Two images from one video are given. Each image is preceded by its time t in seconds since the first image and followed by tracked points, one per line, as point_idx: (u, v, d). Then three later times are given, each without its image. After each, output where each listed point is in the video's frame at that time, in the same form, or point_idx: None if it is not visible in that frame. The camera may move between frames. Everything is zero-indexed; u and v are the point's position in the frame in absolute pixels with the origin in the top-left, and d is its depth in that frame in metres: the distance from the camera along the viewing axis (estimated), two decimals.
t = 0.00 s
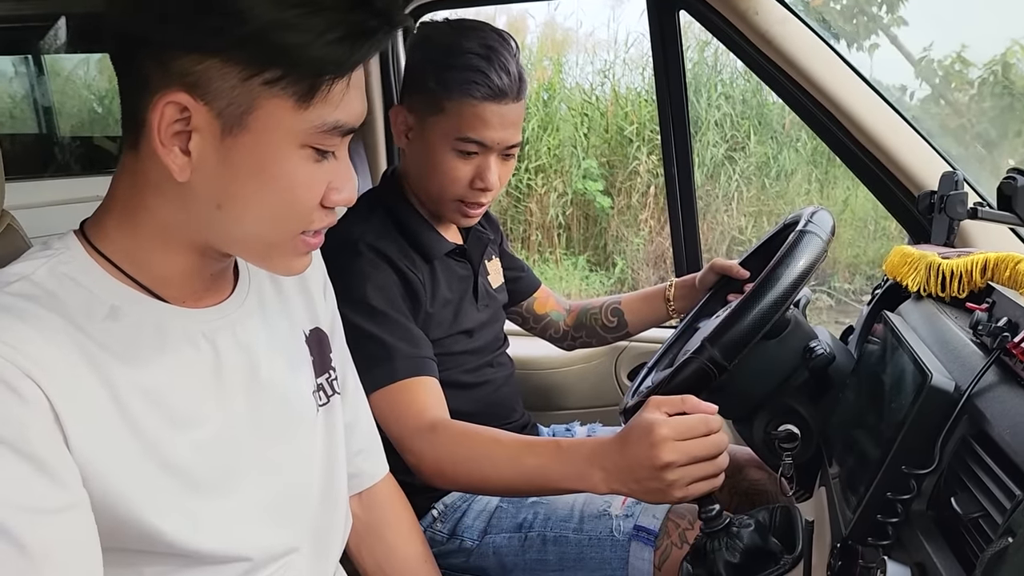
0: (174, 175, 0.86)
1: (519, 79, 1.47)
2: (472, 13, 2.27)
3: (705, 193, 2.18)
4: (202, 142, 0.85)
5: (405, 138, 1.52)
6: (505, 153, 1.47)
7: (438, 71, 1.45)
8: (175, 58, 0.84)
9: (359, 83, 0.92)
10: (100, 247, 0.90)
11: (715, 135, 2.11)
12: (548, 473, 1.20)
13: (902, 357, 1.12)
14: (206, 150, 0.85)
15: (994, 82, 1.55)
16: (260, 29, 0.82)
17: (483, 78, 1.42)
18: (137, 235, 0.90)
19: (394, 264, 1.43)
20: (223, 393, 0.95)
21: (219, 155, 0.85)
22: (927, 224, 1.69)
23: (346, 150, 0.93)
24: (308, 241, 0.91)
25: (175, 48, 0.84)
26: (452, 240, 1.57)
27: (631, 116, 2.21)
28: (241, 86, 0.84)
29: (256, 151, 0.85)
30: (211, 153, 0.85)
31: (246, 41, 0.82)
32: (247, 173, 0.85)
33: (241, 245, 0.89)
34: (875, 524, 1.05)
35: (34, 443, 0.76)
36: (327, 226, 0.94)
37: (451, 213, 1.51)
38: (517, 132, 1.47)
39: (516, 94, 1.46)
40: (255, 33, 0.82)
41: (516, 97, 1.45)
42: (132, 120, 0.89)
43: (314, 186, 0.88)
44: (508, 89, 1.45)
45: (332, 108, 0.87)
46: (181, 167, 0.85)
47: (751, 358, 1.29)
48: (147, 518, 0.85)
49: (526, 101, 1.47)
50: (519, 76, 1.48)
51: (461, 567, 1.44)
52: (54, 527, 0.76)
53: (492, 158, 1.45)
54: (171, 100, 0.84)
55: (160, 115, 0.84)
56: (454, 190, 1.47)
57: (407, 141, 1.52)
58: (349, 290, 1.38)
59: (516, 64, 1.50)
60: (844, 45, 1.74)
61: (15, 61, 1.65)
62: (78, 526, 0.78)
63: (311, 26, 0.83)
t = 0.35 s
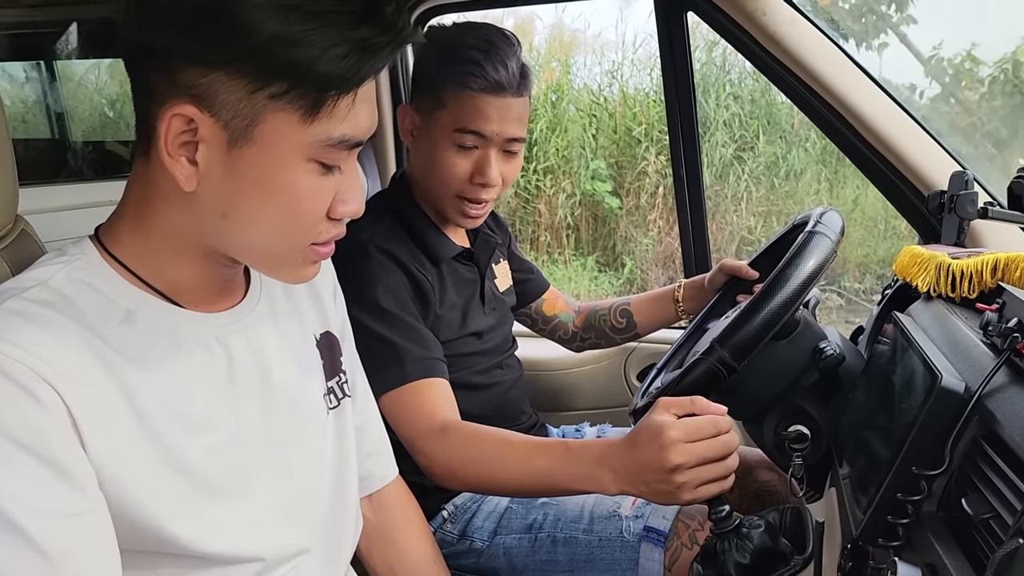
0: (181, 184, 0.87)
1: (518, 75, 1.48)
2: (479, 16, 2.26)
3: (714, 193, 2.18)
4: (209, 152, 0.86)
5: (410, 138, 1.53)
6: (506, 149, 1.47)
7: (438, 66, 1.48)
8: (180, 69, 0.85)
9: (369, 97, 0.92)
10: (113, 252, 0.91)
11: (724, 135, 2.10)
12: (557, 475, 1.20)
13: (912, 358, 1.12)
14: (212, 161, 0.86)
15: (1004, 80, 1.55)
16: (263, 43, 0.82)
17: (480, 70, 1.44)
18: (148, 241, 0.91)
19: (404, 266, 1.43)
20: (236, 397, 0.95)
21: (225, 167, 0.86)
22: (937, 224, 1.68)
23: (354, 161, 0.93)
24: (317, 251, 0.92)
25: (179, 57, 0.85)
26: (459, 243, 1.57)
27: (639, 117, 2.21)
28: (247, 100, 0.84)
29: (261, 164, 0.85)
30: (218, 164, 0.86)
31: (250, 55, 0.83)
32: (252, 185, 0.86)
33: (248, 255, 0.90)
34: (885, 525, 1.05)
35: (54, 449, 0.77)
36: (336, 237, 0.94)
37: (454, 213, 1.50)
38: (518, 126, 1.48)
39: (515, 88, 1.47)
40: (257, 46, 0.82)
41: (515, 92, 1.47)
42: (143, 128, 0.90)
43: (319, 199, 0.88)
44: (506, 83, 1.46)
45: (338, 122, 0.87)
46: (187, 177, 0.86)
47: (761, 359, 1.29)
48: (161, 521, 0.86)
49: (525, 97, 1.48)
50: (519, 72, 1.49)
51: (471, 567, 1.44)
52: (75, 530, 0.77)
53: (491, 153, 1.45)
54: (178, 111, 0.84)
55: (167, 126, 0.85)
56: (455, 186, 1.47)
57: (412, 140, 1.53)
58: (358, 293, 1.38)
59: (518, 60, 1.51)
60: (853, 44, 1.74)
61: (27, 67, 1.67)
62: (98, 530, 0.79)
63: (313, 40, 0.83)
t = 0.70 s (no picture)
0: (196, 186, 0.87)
1: (512, 67, 1.49)
2: (490, 15, 2.23)
3: (728, 191, 2.17)
4: (224, 154, 0.86)
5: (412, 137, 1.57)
6: (499, 139, 1.49)
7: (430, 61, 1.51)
8: (197, 70, 0.85)
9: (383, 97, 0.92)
10: (130, 252, 0.91)
11: (738, 133, 2.10)
12: (572, 476, 1.20)
13: (930, 357, 1.11)
14: (227, 163, 0.86)
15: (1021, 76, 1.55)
16: (276, 46, 0.82)
17: (468, 62, 1.46)
18: (164, 241, 0.92)
19: (418, 266, 1.43)
20: (255, 394, 0.95)
21: (240, 169, 0.86)
22: (955, 222, 1.66)
23: (368, 162, 0.93)
24: (331, 253, 0.92)
25: (194, 59, 0.85)
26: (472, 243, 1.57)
27: (652, 116, 2.20)
28: (261, 102, 0.84)
29: (276, 166, 0.86)
30: (233, 166, 0.86)
31: (264, 58, 0.83)
32: (267, 187, 0.86)
33: (261, 256, 0.90)
34: (904, 526, 1.04)
35: (72, 449, 0.77)
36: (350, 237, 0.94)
37: (452, 206, 1.51)
38: (512, 116, 1.49)
39: (506, 80, 1.48)
40: (271, 49, 0.82)
41: (507, 83, 1.48)
42: (160, 129, 0.90)
43: (333, 200, 0.88)
44: (497, 75, 1.47)
45: (352, 124, 0.88)
46: (202, 179, 0.86)
47: (777, 359, 1.29)
48: (178, 522, 0.86)
49: (518, 87, 1.49)
50: (513, 64, 1.50)
51: (486, 568, 1.44)
52: (96, 529, 0.78)
53: (483, 145, 1.47)
54: (193, 113, 0.84)
55: (182, 129, 0.85)
56: (450, 179, 1.49)
57: (413, 138, 1.57)
58: (373, 293, 1.38)
59: (512, 53, 1.52)
60: (868, 41, 1.72)
61: (41, 68, 1.67)
62: (115, 531, 0.79)
63: (328, 42, 0.83)
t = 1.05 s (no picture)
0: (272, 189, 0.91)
1: (521, 66, 1.49)
2: (499, 15, 2.22)
3: (737, 191, 2.16)
4: (306, 157, 0.90)
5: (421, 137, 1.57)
6: (509, 139, 1.49)
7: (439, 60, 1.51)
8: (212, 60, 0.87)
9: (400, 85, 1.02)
10: (144, 255, 0.92)
11: (747, 133, 2.10)
12: (580, 476, 1.20)
13: (940, 356, 1.10)
14: (308, 164, 0.90)
15: None
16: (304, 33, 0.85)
17: (477, 62, 1.46)
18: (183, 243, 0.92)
19: (428, 266, 1.44)
20: (264, 392, 0.96)
21: (323, 168, 0.91)
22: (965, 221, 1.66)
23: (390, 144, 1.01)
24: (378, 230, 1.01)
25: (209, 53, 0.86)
26: (482, 242, 1.57)
27: (661, 115, 2.21)
28: (343, 102, 0.90)
29: (351, 161, 0.92)
30: (315, 166, 0.90)
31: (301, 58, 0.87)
32: (348, 181, 0.92)
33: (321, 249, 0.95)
34: (914, 525, 1.04)
35: (80, 443, 0.78)
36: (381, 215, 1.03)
37: (464, 205, 1.52)
38: (521, 115, 1.49)
39: (515, 79, 1.48)
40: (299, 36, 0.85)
41: (517, 82, 1.48)
42: (177, 127, 0.92)
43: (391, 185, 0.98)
44: (506, 74, 1.47)
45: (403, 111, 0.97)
46: (286, 182, 0.90)
47: (786, 359, 1.28)
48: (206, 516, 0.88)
49: (527, 87, 1.49)
50: (522, 63, 1.50)
51: (495, 567, 1.44)
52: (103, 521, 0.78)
53: (492, 143, 1.48)
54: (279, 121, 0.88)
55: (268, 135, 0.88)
56: (460, 177, 1.49)
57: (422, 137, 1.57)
58: (383, 292, 1.39)
59: (522, 52, 1.52)
60: (878, 40, 1.71)
61: (52, 69, 1.69)
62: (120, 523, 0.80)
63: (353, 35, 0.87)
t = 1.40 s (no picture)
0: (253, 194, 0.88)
1: (521, 65, 1.49)
2: (502, 15, 2.24)
3: (740, 191, 2.17)
4: (287, 165, 0.87)
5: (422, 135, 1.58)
6: (510, 139, 1.49)
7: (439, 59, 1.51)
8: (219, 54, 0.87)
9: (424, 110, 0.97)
10: (145, 254, 0.92)
11: (750, 133, 2.10)
12: (582, 477, 1.21)
13: (942, 358, 1.10)
14: (287, 173, 0.87)
15: None
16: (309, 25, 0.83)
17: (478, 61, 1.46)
18: (186, 243, 0.93)
19: (430, 267, 1.44)
20: (262, 393, 0.96)
21: (301, 180, 0.87)
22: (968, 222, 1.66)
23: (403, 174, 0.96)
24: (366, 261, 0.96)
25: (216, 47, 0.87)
26: (484, 243, 1.57)
27: (664, 115, 2.21)
28: (332, 115, 0.86)
29: (334, 177, 0.88)
30: (293, 177, 0.87)
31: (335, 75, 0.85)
32: (325, 199, 0.88)
33: (295, 267, 0.91)
34: (916, 527, 1.04)
35: (86, 443, 0.78)
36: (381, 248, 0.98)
37: (464, 205, 1.52)
38: (522, 115, 1.50)
39: (516, 79, 1.48)
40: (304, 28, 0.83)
41: (518, 82, 1.49)
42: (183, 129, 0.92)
43: (382, 211, 0.92)
44: (506, 73, 1.47)
45: (409, 135, 0.92)
46: (262, 187, 0.87)
47: (788, 360, 1.29)
48: (189, 518, 0.87)
49: (528, 87, 1.50)
50: (522, 62, 1.50)
51: (497, 568, 1.44)
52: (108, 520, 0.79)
53: (493, 143, 1.48)
54: (263, 124, 0.85)
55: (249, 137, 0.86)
56: (461, 177, 1.50)
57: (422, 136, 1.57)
58: (385, 293, 1.39)
59: (522, 52, 1.52)
60: (881, 40, 1.71)
61: (55, 70, 1.67)
62: (122, 524, 0.80)
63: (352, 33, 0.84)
